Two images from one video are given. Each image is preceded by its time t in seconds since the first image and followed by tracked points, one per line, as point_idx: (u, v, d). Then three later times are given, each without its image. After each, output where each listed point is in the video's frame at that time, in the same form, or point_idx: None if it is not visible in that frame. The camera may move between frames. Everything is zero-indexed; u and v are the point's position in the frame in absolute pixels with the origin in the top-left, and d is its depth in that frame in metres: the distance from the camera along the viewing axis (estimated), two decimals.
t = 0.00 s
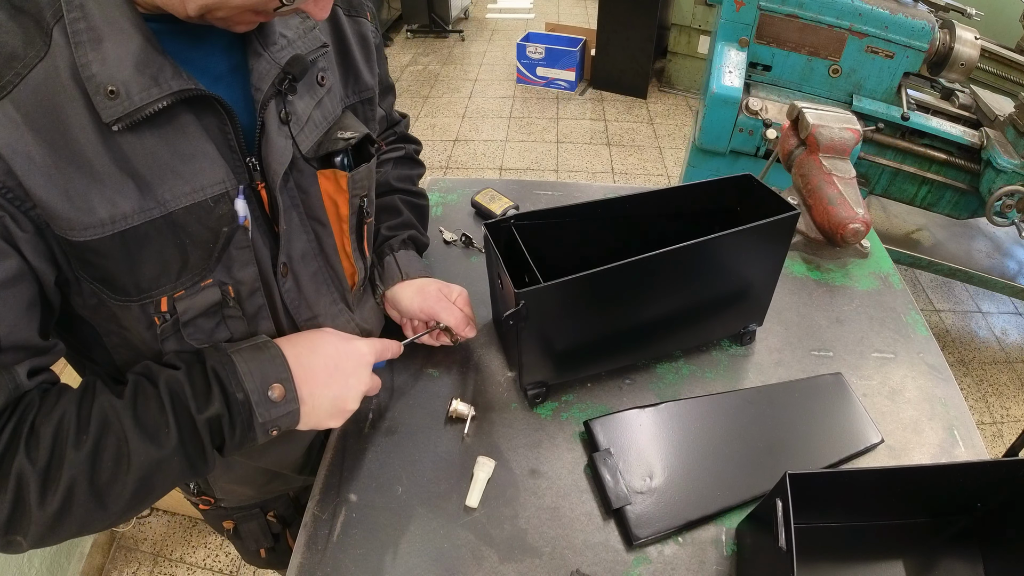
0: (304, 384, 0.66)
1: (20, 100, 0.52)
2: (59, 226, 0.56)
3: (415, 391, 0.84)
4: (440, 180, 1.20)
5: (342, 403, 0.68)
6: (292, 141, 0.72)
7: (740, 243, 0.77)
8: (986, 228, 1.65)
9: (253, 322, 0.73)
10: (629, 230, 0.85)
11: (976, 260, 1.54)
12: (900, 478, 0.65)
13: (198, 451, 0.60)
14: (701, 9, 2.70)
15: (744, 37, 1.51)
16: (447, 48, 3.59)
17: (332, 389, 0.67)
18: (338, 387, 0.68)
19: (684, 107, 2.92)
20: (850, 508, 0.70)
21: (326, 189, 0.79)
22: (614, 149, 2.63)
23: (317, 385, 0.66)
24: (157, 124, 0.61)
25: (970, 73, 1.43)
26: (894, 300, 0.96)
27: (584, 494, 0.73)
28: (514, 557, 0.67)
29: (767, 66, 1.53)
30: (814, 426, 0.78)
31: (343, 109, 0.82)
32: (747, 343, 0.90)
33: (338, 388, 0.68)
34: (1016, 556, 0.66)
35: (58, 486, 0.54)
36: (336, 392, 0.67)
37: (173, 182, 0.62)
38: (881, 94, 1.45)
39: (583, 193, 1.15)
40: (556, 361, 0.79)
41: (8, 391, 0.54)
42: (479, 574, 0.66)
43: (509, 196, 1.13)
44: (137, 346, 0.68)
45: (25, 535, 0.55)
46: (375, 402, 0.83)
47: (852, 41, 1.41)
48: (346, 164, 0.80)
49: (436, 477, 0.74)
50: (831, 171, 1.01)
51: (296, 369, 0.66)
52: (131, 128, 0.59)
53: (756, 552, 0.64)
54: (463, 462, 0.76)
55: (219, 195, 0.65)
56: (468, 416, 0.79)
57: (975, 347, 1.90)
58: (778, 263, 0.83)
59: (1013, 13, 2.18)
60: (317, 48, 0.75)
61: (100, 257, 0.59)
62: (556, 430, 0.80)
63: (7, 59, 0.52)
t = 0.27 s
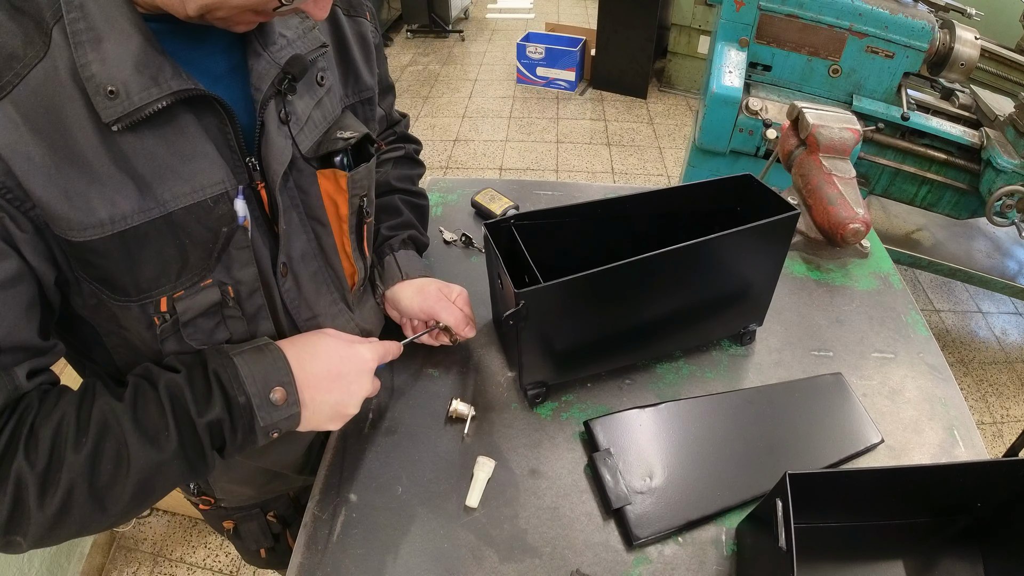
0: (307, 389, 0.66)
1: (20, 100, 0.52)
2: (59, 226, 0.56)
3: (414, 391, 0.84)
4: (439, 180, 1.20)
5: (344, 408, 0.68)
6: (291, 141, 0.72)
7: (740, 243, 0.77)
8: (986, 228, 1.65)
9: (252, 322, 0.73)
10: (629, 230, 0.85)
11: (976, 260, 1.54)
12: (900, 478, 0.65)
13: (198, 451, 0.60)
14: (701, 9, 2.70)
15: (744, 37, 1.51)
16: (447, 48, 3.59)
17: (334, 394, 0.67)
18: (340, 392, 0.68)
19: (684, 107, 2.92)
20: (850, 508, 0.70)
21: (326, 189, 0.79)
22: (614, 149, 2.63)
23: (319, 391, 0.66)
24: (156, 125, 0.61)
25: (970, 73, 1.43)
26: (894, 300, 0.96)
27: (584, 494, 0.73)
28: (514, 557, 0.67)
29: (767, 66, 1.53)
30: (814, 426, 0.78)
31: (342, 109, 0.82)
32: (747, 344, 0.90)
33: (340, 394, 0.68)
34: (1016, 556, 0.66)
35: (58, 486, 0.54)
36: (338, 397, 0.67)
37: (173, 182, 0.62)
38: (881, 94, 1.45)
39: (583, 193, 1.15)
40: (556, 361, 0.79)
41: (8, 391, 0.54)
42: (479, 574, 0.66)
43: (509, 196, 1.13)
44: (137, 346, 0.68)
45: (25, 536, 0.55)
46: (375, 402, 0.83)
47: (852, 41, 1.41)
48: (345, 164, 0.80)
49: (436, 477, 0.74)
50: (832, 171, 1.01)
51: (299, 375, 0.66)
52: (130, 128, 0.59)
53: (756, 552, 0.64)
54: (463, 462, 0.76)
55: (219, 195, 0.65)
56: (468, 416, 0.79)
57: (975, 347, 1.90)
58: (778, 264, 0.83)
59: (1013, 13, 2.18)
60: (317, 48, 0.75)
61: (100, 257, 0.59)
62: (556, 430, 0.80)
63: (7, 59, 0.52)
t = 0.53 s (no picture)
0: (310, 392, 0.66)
1: (18, 102, 0.52)
2: (57, 227, 0.56)
3: (414, 391, 0.84)
4: (439, 180, 1.20)
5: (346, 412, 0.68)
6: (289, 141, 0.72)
7: (740, 243, 0.77)
8: (986, 228, 1.65)
9: (251, 323, 0.73)
10: (628, 231, 0.85)
11: (976, 260, 1.54)
12: (900, 478, 0.65)
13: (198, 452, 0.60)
14: (701, 9, 2.70)
15: (744, 37, 1.51)
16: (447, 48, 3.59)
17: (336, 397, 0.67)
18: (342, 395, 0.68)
19: (684, 107, 2.92)
20: (850, 507, 0.70)
21: (324, 189, 0.80)
22: (614, 149, 2.63)
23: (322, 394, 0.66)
24: (154, 125, 0.61)
25: (970, 73, 1.43)
26: (894, 300, 0.96)
27: (584, 494, 0.73)
28: (514, 557, 0.67)
29: (767, 66, 1.53)
30: (814, 426, 0.78)
31: (342, 109, 0.82)
32: (747, 343, 0.90)
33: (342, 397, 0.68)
34: (1016, 556, 0.66)
35: (57, 488, 0.55)
36: (340, 401, 0.68)
37: (171, 182, 0.62)
38: (881, 94, 1.45)
39: (583, 193, 1.15)
40: (556, 361, 0.79)
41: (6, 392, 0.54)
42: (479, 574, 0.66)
43: (509, 196, 1.13)
44: (136, 347, 0.68)
45: (26, 537, 0.55)
46: (375, 401, 0.83)
47: (852, 41, 1.41)
48: (344, 164, 0.80)
49: (436, 477, 0.74)
50: (831, 171, 1.01)
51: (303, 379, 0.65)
52: (128, 129, 0.59)
53: (756, 552, 0.64)
54: (463, 462, 0.76)
55: (217, 195, 0.65)
56: (468, 416, 0.79)
57: (975, 347, 1.90)
58: (778, 264, 0.83)
59: (1013, 13, 2.18)
60: (314, 48, 0.75)
61: (99, 258, 0.59)
62: (556, 430, 0.80)
63: (5, 60, 0.52)
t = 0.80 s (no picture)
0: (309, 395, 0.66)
1: (17, 103, 0.52)
2: (56, 228, 0.55)
3: (414, 391, 0.84)
4: (439, 180, 1.20)
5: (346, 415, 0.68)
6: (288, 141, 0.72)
7: (740, 243, 0.77)
8: (986, 228, 1.65)
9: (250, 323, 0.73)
10: (628, 231, 0.85)
11: (976, 260, 1.54)
12: (900, 478, 0.65)
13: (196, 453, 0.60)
14: (701, 9, 2.70)
15: (744, 37, 1.51)
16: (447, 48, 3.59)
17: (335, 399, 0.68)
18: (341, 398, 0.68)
19: (684, 107, 2.92)
20: (850, 508, 0.70)
21: (322, 189, 0.80)
22: (614, 149, 2.63)
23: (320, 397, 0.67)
24: (153, 125, 0.61)
25: (969, 73, 1.43)
26: (894, 300, 0.96)
27: (584, 494, 0.73)
28: (514, 557, 0.67)
29: (767, 66, 1.53)
30: (814, 426, 0.78)
31: (341, 109, 0.83)
32: (747, 344, 0.90)
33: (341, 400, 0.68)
34: (1017, 556, 0.66)
35: (56, 489, 0.55)
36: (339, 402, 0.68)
37: (170, 182, 0.62)
38: (881, 94, 1.45)
39: (583, 193, 1.15)
40: (556, 361, 0.79)
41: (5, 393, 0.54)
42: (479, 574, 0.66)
43: (509, 196, 1.13)
44: (135, 347, 0.68)
45: (25, 538, 0.56)
46: (375, 401, 0.83)
47: (852, 41, 1.41)
48: (342, 163, 0.80)
49: (436, 477, 0.74)
50: (831, 171, 1.01)
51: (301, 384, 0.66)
52: (127, 129, 0.59)
53: (756, 552, 0.64)
54: (463, 462, 0.76)
55: (215, 196, 0.65)
56: (468, 416, 0.79)
57: (975, 347, 1.90)
58: (778, 264, 0.83)
59: (1012, 13, 2.18)
60: (313, 48, 0.75)
61: (97, 259, 0.59)
62: (556, 430, 0.80)
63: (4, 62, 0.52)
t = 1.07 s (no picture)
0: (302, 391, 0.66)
1: (16, 108, 0.52)
2: (57, 236, 0.56)
3: (415, 391, 0.84)
4: (440, 180, 1.20)
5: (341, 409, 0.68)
6: (291, 141, 0.72)
7: (740, 244, 0.77)
8: (986, 228, 1.65)
9: (251, 326, 0.73)
10: (628, 232, 0.85)
11: (976, 259, 1.54)
12: (900, 478, 0.65)
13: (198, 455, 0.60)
14: (701, 9, 2.70)
15: (744, 37, 1.51)
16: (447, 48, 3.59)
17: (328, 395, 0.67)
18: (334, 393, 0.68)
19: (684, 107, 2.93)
20: (850, 508, 0.70)
21: (326, 188, 0.79)
22: (614, 149, 2.63)
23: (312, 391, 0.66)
24: (154, 128, 0.61)
25: (970, 73, 1.43)
26: (894, 299, 0.96)
27: (584, 494, 0.73)
28: (514, 557, 0.67)
29: (767, 66, 1.53)
30: (814, 426, 0.78)
31: (340, 109, 0.83)
32: (747, 343, 0.90)
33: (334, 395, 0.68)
34: (1016, 556, 0.66)
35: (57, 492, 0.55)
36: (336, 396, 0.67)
37: (171, 186, 0.62)
38: (881, 94, 1.45)
39: (584, 193, 1.15)
40: (556, 361, 0.79)
41: None
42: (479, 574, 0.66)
43: (509, 196, 1.13)
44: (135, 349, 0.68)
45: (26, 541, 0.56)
46: (375, 401, 0.83)
47: (852, 41, 1.41)
48: (345, 162, 0.80)
49: (436, 477, 0.74)
50: (831, 171, 1.01)
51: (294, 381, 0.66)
52: (128, 132, 0.59)
53: (756, 552, 0.64)
54: (463, 462, 0.76)
55: (216, 199, 0.65)
56: (468, 416, 0.79)
57: (975, 346, 1.90)
58: (778, 264, 0.83)
59: (1012, 13, 2.18)
60: (314, 48, 0.75)
61: (98, 264, 0.59)
62: (556, 430, 0.80)
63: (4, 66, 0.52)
